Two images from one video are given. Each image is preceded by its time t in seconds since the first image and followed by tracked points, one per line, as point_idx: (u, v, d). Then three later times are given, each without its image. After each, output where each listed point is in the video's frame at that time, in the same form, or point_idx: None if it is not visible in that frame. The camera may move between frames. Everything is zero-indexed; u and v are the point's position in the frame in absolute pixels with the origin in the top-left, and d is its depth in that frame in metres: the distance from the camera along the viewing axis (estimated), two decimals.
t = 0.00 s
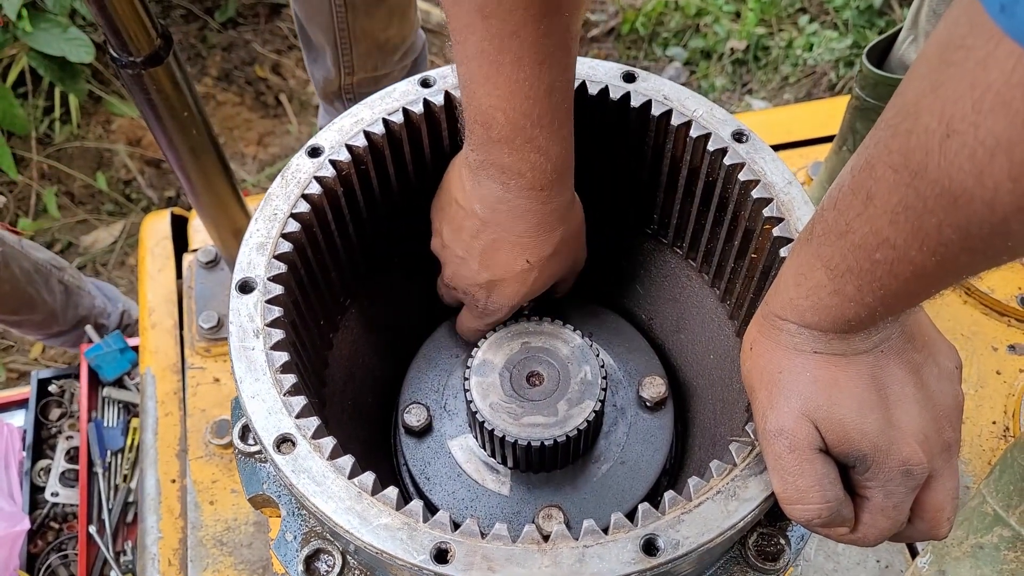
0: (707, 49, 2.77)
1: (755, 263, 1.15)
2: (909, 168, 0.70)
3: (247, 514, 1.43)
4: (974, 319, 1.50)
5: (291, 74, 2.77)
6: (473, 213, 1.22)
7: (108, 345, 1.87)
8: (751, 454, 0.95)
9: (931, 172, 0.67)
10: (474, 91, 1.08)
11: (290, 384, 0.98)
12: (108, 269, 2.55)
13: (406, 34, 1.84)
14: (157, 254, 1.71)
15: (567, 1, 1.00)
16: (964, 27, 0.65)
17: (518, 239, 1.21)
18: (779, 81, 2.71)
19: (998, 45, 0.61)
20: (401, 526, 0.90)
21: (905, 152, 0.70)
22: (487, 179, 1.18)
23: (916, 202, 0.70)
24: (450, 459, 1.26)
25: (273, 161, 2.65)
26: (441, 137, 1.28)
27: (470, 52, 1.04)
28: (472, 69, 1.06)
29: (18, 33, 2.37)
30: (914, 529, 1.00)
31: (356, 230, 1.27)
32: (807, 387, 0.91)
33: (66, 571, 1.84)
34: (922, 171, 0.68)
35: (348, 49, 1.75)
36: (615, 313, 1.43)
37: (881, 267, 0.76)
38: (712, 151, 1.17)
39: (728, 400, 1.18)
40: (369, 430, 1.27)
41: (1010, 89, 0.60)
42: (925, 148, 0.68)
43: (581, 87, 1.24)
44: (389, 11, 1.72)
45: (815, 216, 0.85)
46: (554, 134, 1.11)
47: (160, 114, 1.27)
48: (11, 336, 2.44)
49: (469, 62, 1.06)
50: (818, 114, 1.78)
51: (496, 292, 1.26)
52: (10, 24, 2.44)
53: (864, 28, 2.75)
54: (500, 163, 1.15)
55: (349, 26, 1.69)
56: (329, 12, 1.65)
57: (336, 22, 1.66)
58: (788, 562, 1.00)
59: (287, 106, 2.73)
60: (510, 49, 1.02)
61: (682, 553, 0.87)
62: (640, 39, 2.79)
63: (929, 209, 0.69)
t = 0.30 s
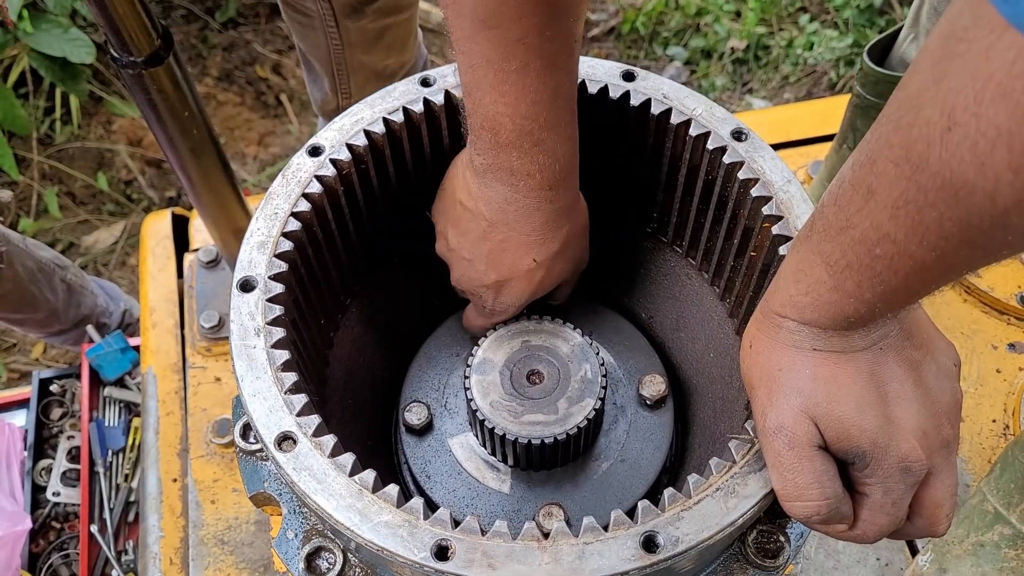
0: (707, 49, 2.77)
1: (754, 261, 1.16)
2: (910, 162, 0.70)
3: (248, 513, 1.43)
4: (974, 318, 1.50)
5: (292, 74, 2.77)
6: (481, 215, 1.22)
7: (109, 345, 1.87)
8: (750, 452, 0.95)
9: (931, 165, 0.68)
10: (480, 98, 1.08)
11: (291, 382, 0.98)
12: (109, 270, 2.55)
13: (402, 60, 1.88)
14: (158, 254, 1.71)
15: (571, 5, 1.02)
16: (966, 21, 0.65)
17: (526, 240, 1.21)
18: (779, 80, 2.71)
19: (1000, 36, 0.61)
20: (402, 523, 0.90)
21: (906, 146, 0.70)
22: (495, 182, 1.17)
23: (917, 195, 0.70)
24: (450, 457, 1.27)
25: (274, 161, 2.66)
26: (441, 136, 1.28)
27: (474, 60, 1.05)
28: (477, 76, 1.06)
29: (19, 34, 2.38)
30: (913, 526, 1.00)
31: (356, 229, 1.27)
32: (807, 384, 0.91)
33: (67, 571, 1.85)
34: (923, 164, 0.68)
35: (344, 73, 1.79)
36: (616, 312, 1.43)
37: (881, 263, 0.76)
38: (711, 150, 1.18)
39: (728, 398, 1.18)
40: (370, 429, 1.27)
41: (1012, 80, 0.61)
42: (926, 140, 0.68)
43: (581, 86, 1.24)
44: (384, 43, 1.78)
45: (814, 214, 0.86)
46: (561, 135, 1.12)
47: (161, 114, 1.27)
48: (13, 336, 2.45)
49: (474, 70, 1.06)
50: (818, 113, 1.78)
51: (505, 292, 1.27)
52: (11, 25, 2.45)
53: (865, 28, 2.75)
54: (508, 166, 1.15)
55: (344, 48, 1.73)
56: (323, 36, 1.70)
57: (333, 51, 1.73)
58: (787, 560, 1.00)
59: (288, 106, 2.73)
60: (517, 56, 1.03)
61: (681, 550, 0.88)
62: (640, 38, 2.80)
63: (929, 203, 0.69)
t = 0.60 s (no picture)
0: (708, 49, 2.78)
1: (754, 259, 1.16)
2: (911, 159, 0.70)
3: (250, 511, 1.44)
4: (974, 316, 1.51)
5: (293, 74, 2.78)
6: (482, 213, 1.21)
7: (111, 344, 1.88)
8: (751, 448, 0.96)
9: (932, 162, 0.68)
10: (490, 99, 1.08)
11: (294, 379, 0.99)
12: (111, 270, 2.56)
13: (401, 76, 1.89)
14: (161, 254, 1.72)
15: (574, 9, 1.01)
16: (967, 16, 0.65)
17: (532, 238, 1.23)
18: (780, 80, 2.72)
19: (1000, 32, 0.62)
20: (405, 519, 0.91)
21: (907, 142, 0.70)
22: (499, 184, 1.18)
23: (918, 191, 0.70)
24: (452, 455, 1.27)
25: (276, 161, 2.67)
26: (443, 135, 1.29)
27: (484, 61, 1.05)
28: (484, 79, 1.07)
29: (20, 35, 2.38)
30: (913, 522, 1.01)
31: (359, 228, 1.28)
32: (807, 381, 0.91)
33: (70, 570, 1.86)
34: (924, 161, 0.69)
35: (343, 93, 1.80)
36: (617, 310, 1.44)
37: (881, 259, 0.77)
38: (711, 148, 1.18)
39: (730, 395, 1.19)
40: (372, 427, 1.28)
41: (1012, 75, 0.61)
42: (927, 137, 0.68)
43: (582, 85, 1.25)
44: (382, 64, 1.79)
45: (816, 211, 0.86)
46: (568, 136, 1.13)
47: (164, 114, 1.28)
48: (15, 336, 2.46)
49: (481, 72, 1.06)
50: (818, 113, 1.79)
51: (506, 290, 1.28)
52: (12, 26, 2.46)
53: (865, 28, 2.75)
54: (513, 168, 1.15)
55: (341, 71, 1.74)
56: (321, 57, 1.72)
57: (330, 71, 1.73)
58: (788, 556, 1.01)
59: (289, 106, 2.74)
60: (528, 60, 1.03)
61: (682, 546, 0.88)
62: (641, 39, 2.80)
63: (930, 199, 0.70)
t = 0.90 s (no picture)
0: (709, 49, 2.78)
1: (754, 259, 1.16)
2: (929, 156, 0.70)
3: (252, 511, 1.44)
4: (975, 316, 1.51)
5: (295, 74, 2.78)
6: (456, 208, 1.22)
7: (112, 345, 1.88)
8: (751, 448, 0.96)
9: (950, 158, 0.68)
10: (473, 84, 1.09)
11: (294, 379, 0.99)
12: (112, 271, 2.56)
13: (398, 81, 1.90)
14: (162, 254, 1.72)
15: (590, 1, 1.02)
16: (993, 13, 0.66)
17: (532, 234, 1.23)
18: (781, 80, 2.72)
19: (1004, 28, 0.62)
20: (405, 519, 0.91)
21: (923, 139, 0.70)
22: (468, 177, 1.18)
23: (934, 188, 0.70)
24: (453, 456, 1.27)
25: (277, 162, 2.67)
26: (443, 135, 1.29)
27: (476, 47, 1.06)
28: (465, 59, 1.08)
29: (22, 35, 2.38)
30: (913, 521, 1.01)
31: (359, 228, 1.28)
32: (812, 381, 0.91)
33: (71, 570, 1.86)
34: (941, 157, 0.69)
35: (338, 99, 1.80)
36: (618, 310, 1.43)
37: (892, 257, 0.76)
38: (711, 149, 1.18)
39: (730, 395, 1.19)
40: (373, 427, 1.28)
41: None
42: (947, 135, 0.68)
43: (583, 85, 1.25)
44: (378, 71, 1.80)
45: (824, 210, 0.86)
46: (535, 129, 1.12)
47: (165, 114, 1.28)
48: (16, 337, 2.46)
49: (463, 49, 1.08)
50: (818, 112, 1.79)
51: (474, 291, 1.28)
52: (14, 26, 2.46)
53: (866, 27, 2.75)
54: (482, 159, 1.15)
55: (336, 78, 1.74)
56: (315, 65, 1.72)
57: (326, 81, 1.74)
58: (788, 555, 1.01)
59: (290, 107, 2.74)
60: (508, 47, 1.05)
61: (682, 545, 0.88)
62: (642, 39, 2.80)
63: (946, 195, 0.70)
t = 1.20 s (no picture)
0: (710, 48, 2.78)
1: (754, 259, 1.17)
2: None
3: (253, 511, 1.44)
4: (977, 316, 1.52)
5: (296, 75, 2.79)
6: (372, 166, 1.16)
7: (115, 345, 1.89)
8: (749, 448, 0.95)
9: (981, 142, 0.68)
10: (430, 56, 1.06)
11: (294, 379, 0.99)
12: (114, 271, 2.57)
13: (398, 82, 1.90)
14: (163, 255, 1.73)
15: None
16: None
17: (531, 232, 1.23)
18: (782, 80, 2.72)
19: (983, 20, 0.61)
20: (404, 518, 0.91)
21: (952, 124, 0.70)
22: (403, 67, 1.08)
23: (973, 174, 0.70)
24: (453, 455, 1.28)
25: (278, 162, 2.68)
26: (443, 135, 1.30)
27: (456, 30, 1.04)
28: None
29: (23, 36, 2.38)
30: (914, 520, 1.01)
31: (359, 228, 1.28)
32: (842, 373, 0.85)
33: (74, 570, 1.87)
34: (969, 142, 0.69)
35: (336, 102, 1.81)
36: (617, 309, 1.43)
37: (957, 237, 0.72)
38: (710, 148, 1.19)
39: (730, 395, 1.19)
40: (374, 427, 1.29)
41: None
42: None
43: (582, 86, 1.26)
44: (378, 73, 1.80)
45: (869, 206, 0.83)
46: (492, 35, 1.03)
47: (166, 115, 1.29)
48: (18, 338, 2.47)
49: None
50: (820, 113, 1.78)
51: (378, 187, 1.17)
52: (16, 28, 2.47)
53: (868, 27, 2.75)
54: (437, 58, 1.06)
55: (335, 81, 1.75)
56: (315, 67, 1.73)
57: (326, 83, 1.74)
58: (788, 554, 1.01)
59: (291, 107, 2.75)
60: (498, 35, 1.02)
61: (681, 544, 0.89)
62: (643, 39, 2.80)
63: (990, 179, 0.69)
